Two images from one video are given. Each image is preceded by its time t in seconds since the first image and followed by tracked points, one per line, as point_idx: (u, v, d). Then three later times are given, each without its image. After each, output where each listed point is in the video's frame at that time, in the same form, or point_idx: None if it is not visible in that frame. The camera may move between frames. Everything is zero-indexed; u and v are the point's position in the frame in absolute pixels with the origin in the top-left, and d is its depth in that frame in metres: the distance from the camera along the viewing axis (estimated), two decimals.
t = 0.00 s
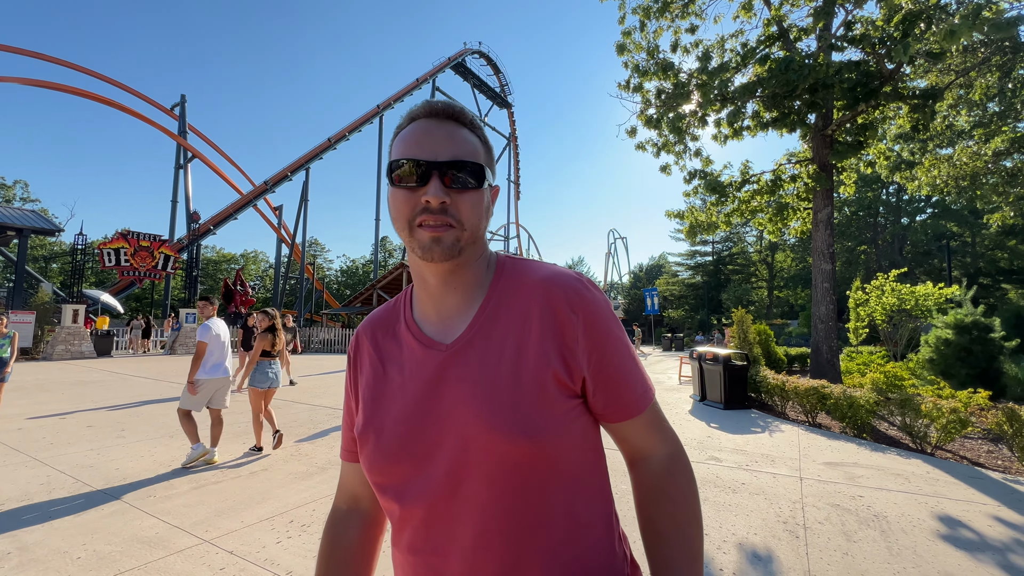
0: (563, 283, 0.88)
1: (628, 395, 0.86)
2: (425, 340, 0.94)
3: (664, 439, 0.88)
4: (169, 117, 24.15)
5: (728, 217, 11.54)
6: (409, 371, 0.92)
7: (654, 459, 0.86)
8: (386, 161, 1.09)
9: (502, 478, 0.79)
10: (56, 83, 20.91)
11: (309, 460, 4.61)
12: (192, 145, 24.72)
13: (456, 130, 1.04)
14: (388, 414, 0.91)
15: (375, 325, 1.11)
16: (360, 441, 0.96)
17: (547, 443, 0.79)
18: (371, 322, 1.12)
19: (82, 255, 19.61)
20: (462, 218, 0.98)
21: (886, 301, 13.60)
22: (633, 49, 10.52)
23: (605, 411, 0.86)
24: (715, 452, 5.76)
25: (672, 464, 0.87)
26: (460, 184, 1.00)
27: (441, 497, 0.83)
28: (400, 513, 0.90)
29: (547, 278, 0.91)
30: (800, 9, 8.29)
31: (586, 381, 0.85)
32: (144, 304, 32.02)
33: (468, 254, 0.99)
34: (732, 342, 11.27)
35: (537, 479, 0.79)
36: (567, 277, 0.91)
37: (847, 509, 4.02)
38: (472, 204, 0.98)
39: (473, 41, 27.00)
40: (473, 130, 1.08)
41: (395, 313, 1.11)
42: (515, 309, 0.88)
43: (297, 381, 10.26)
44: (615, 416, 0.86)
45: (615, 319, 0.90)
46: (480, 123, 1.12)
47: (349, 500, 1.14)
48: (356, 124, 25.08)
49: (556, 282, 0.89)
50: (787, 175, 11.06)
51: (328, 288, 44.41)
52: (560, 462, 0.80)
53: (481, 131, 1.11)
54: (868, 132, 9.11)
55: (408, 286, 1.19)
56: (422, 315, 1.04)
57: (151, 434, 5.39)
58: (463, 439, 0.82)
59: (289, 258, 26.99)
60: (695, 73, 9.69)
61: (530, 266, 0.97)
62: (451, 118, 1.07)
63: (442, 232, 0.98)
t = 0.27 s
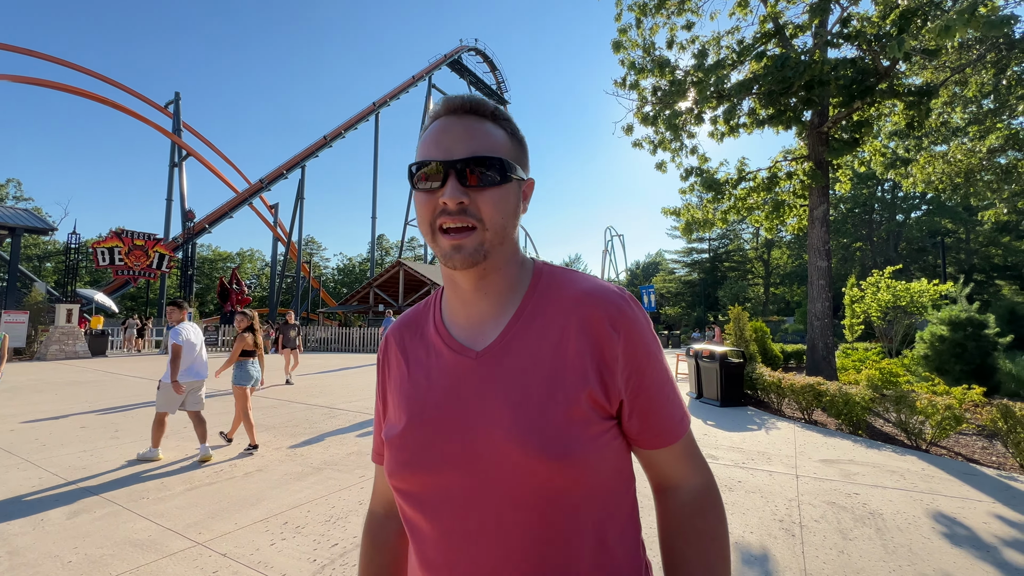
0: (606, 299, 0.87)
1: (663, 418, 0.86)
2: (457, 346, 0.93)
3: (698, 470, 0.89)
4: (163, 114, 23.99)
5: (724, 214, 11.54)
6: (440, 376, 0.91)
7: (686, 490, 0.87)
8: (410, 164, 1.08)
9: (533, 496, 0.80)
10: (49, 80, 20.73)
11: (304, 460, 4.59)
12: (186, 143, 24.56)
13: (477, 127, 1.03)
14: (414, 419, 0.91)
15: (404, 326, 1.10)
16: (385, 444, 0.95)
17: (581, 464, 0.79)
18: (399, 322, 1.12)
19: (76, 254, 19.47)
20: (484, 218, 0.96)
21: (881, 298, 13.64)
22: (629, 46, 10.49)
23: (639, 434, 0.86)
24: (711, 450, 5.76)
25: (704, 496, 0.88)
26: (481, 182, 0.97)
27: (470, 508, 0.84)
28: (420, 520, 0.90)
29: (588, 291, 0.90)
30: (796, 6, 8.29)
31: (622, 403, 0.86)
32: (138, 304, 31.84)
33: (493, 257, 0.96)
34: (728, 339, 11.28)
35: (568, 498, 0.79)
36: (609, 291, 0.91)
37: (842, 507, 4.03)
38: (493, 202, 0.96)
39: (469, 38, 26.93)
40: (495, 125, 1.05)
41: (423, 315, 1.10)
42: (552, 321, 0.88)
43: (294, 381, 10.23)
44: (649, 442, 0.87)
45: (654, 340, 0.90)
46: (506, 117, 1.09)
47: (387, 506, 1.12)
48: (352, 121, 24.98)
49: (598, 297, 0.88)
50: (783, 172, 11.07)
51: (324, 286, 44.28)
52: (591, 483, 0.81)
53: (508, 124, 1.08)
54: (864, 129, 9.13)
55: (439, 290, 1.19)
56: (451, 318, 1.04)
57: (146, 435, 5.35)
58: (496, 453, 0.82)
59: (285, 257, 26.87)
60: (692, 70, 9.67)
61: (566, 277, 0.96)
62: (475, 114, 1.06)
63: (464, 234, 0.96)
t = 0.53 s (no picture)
0: (679, 304, 0.91)
1: (735, 431, 0.89)
2: (518, 340, 1.02)
3: (773, 491, 0.91)
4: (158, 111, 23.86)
5: (721, 211, 11.52)
6: (507, 371, 0.99)
7: (758, 510, 0.90)
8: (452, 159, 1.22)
9: (594, 494, 0.86)
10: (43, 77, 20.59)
11: (301, 458, 4.58)
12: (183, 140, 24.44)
13: (511, 111, 1.11)
14: (472, 408, 1.00)
15: (459, 316, 1.22)
16: (444, 431, 1.04)
17: (645, 468, 0.84)
18: (459, 313, 1.23)
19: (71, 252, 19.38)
20: (513, 200, 1.04)
21: (877, 295, 13.66)
22: (626, 43, 10.46)
23: (708, 444, 0.90)
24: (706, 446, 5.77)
25: (776, 516, 0.91)
26: (506, 165, 1.05)
27: (533, 500, 0.91)
28: (480, 508, 0.98)
29: (658, 293, 0.95)
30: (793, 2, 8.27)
31: (692, 413, 0.90)
32: (134, 302, 31.71)
33: (530, 239, 1.04)
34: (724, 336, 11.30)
35: (629, 499, 0.85)
36: (684, 294, 0.95)
37: (837, 503, 4.04)
38: (520, 184, 1.03)
39: (466, 35, 26.83)
40: (528, 106, 1.11)
41: (485, 304, 1.21)
42: (618, 324, 0.94)
43: (292, 379, 10.22)
44: (723, 454, 0.90)
45: (731, 349, 0.93)
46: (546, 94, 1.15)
47: (433, 489, 1.21)
48: (349, 119, 24.89)
49: (671, 303, 0.92)
50: (780, 169, 11.06)
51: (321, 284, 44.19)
52: (654, 488, 0.86)
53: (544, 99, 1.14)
54: (860, 126, 9.13)
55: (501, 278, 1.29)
56: (509, 309, 1.13)
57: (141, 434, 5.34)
58: (562, 451, 0.88)
59: (282, 255, 26.79)
60: (689, 67, 9.65)
61: (634, 277, 1.01)
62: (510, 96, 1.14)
63: (496, 217, 1.06)
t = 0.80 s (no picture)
0: (720, 304, 0.88)
1: (777, 442, 0.86)
2: (546, 329, 1.03)
3: (817, 505, 0.88)
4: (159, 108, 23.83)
5: (721, 209, 11.52)
6: (534, 362, 1.01)
7: (798, 523, 0.88)
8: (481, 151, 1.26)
9: (613, 494, 0.86)
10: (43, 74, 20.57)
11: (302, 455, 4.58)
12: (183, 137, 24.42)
13: (531, 100, 1.12)
14: (499, 397, 1.03)
15: (495, 299, 1.26)
16: (472, 416, 1.07)
17: (669, 471, 0.84)
18: (496, 297, 1.27)
19: (72, 249, 19.41)
20: (526, 189, 1.06)
21: (878, 292, 13.66)
22: (627, 39, 10.44)
23: (745, 452, 0.88)
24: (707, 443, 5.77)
25: (819, 531, 0.88)
26: (519, 155, 1.07)
27: (553, 493, 0.93)
28: (502, 494, 1.00)
29: (701, 289, 0.92)
30: None
31: (725, 417, 0.88)
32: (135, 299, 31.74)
33: (545, 228, 1.06)
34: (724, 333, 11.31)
35: (650, 501, 0.84)
36: (728, 291, 0.91)
37: (837, 500, 4.05)
38: (532, 174, 1.05)
39: (466, 32, 26.74)
40: (550, 93, 1.11)
41: (520, 288, 1.23)
42: (650, 324, 0.93)
43: (293, 376, 10.24)
44: (761, 461, 0.87)
45: (780, 352, 0.88)
46: (571, 78, 1.14)
47: (466, 468, 1.21)
48: (349, 116, 24.85)
49: (711, 304, 0.89)
50: (781, 167, 11.04)
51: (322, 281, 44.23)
52: (678, 492, 0.85)
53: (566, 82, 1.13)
54: (861, 123, 9.10)
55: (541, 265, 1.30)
56: (541, 296, 1.16)
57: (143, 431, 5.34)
58: (585, 448, 0.89)
59: (283, 252, 26.80)
60: (690, 63, 9.63)
61: (673, 271, 0.99)
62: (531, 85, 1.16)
63: (511, 209, 1.08)
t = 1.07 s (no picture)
0: (698, 306, 0.90)
1: (747, 444, 0.88)
2: (530, 325, 1.03)
3: (784, 510, 0.90)
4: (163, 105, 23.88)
5: (725, 206, 11.47)
6: (514, 356, 1.00)
7: (768, 527, 0.90)
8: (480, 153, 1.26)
9: (587, 489, 0.87)
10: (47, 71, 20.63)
11: (305, 451, 4.59)
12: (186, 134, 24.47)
13: (529, 108, 1.13)
14: (477, 388, 1.02)
15: (482, 297, 1.26)
16: (451, 407, 1.07)
17: (644, 468, 0.85)
18: (482, 293, 1.27)
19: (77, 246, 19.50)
20: (519, 195, 1.07)
21: (883, 290, 13.59)
22: (631, 35, 10.39)
23: (718, 453, 0.89)
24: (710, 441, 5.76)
25: (787, 535, 0.90)
26: (516, 161, 1.08)
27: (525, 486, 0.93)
28: (477, 487, 1.00)
29: (678, 295, 0.93)
30: None
31: (700, 418, 0.89)
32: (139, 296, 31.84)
33: (536, 231, 1.07)
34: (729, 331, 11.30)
35: (623, 499, 0.85)
36: (704, 297, 0.93)
37: (841, 498, 4.03)
38: (525, 179, 1.07)
39: (469, 28, 26.69)
40: (547, 102, 1.12)
41: (506, 287, 1.24)
42: (630, 323, 0.93)
43: (296, 373, 10.27)
44: (732, 464, 0.89)
45: (751, 359, 0.91)
46: (568, 89, 1.15)
47: (443, 465, 1.22)
48: (352, 113, 24.85)
49: (690, 306, 0.91)
50: (786, 163, 10.98)
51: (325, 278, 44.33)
52: (651, 490, 0.86)
53: (562, 91, 1.14)
54: (867, 119, 9.05)
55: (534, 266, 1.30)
56: (526, 293, 1.16)
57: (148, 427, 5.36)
58: (560, 443, 0.89)
59: (286, 249, 26.84)
60: (694, 60, 9.58)
61: (654, 277, 1.01)
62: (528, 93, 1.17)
63: (504, 212, 1.10)
